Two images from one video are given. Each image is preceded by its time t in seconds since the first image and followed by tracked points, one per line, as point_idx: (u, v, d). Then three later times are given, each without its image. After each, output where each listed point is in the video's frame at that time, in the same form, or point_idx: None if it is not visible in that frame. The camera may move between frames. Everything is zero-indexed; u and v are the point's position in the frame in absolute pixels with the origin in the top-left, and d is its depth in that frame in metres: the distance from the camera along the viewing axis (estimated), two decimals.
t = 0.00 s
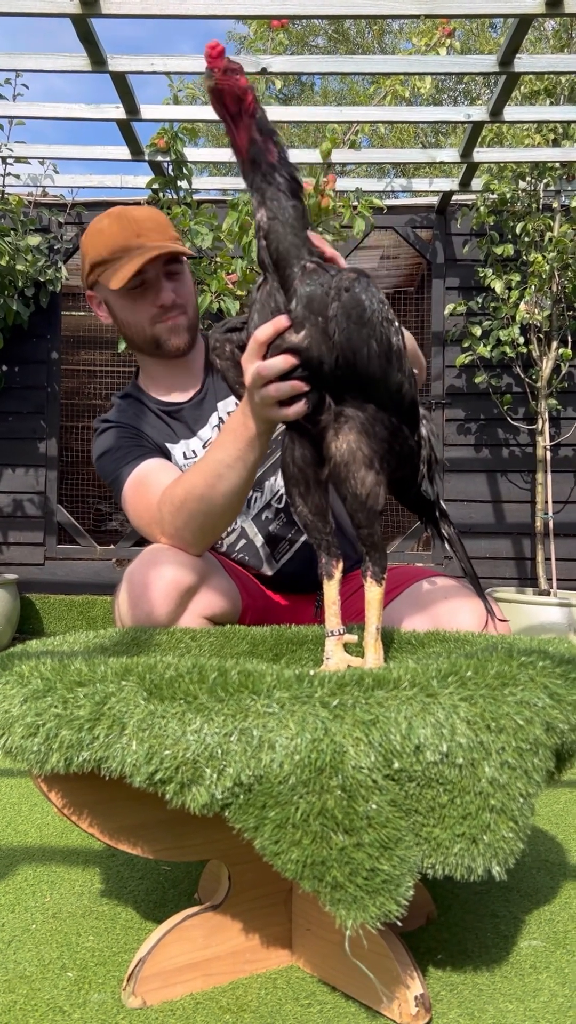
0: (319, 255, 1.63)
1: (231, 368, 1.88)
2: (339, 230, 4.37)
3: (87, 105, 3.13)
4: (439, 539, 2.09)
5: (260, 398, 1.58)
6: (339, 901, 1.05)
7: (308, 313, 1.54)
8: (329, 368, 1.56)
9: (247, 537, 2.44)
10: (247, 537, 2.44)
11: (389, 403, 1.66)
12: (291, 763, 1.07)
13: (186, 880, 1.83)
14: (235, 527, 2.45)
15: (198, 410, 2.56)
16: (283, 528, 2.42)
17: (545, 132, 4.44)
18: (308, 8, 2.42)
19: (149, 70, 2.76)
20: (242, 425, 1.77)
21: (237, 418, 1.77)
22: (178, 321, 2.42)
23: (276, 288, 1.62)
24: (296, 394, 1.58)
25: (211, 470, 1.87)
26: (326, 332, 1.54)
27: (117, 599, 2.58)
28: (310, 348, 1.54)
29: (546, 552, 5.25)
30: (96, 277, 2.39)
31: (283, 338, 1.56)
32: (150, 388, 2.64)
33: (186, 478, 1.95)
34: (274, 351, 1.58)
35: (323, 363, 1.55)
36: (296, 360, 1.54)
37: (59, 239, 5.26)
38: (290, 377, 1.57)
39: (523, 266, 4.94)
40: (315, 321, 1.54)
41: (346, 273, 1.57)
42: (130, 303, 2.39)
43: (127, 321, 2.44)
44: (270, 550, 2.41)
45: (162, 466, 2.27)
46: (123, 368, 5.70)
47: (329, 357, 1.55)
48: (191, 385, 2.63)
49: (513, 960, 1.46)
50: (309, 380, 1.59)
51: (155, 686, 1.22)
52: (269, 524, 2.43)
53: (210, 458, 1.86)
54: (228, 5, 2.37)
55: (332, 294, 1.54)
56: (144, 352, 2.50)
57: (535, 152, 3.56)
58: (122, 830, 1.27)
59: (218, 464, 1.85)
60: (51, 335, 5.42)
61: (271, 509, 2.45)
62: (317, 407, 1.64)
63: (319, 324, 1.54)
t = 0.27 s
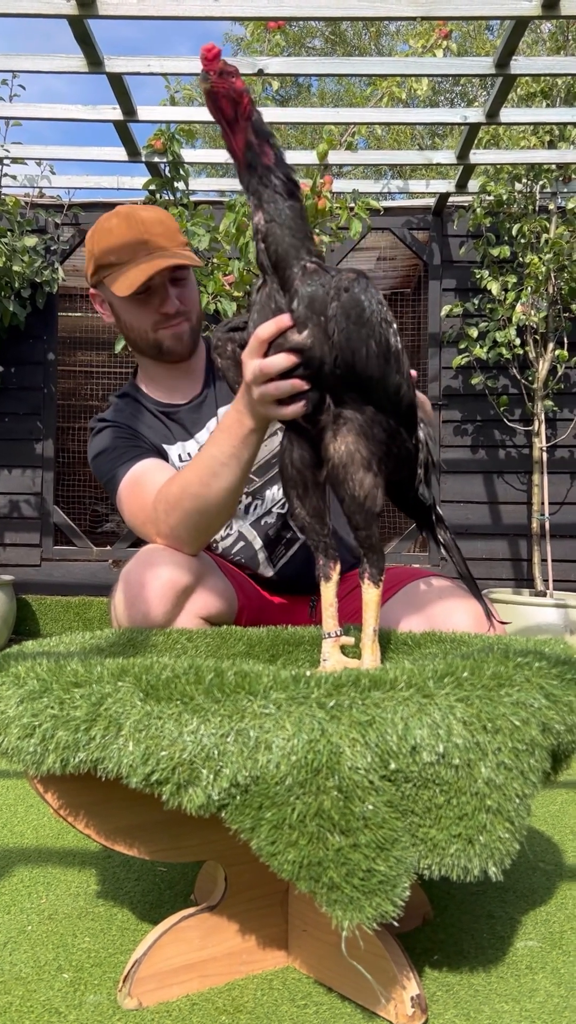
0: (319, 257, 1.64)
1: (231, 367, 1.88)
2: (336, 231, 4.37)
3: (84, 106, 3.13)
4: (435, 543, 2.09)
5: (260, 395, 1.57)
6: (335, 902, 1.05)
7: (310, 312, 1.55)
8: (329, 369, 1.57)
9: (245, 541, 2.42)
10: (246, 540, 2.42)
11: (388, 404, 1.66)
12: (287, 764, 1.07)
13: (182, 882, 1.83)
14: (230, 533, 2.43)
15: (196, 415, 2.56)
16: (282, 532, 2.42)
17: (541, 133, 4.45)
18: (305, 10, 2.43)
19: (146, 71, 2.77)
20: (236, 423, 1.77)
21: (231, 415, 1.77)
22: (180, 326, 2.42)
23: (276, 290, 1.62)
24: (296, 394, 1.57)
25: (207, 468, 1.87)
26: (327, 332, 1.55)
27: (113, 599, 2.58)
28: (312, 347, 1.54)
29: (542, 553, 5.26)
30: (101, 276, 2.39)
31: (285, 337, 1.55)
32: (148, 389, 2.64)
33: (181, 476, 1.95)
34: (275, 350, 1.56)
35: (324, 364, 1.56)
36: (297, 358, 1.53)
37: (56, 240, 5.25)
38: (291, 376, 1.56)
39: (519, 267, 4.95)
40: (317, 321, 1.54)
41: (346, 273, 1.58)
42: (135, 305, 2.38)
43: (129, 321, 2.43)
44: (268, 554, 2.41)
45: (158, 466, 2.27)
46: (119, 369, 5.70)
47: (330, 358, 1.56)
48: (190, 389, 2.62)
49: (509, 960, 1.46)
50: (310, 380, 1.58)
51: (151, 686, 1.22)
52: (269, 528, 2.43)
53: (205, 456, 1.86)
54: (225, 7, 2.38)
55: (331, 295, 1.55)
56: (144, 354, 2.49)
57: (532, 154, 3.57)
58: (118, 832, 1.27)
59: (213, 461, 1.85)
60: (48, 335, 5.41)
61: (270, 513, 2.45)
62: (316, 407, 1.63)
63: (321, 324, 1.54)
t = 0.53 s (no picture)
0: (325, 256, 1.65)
1: (235, 363, 1.89)
2: (332, 232, 4.38)
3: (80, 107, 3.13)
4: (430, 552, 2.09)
5: (260, 388, 1.55)
6: (329, 902, 1.05)
7: (315, 308, 1.57)
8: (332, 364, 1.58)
9: (244, 542, 2.42)
10: (244, 542, 2.42)
11: (385, 405, 1.65)
12: (282, 764, 1.07)
13: (178, 883, 1.83)
14: (230, 533, 2.43)
15: (195, 416, 2.56)
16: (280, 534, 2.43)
17: (537, 135, 4.47)
18: (301, 11, 2.43)
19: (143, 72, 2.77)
20: (234, 420, 1.77)
21: (229, 412, 1.77)
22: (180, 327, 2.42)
23: (281, 286, 1.63)
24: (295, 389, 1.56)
25: (205, 467, 1.87)
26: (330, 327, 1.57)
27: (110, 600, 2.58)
28: (315, 344, 1.56)
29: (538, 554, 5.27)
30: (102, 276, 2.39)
31: (289, 332, 1.57)
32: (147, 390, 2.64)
33: (178, 475, 1.95)
34: (279, 343, 1.57)
35: (327, 361, 1.58)
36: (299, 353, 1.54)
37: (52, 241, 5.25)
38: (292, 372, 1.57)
39: (515, 269, 4.96)
40: (321, 318, 1.56)
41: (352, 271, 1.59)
42: (136, 306, 2.39)
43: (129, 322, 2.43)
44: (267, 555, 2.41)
45: (156, 466, 2.27)
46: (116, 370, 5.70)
47: (333, 354, 1.57)
48: (189, 390, 2.62)
49: (504, 961, 1.46)
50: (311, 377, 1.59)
51: (146, 686, 1.22)
52: (268, 529, 2.43)
53: (203, 454, 1.86)
54: (221, 8, 2.38)
55: (335, 290, 1.56)
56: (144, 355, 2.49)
57: (528, 156, 3.58)
58: (113, 833, 1.27)
59: (211, 459, 1.85)
60: (44, 336, 5.41)
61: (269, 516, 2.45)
62: (315, 405, 1.63)
63: (324, 319, 1.57)
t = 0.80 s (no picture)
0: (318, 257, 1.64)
1: (233, 347, 1.88)
2: (328, 234, 4.38)
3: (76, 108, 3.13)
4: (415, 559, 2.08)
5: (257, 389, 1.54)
6: (324, 903, 1.06)
7: (310, 307, 1.57)
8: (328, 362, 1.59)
9: (240, 542, 2.42)
10: (241, 542, 2.42)
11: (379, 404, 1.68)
12: (276, 764, 1.08)
13: (172, 883, 1.82)
14: (227, 533, 2.44)
15: (192, 415, 2.55)
16: (277, 534, 2.45)
17: (533, 138, 4.48)
18: (297, 13, 2.43)
19: (139, 73, 2.77)
20: (234, 422, 1.77)
21: (229, 413, 1.77)
22: (171, 313, 2.43)
23: (274, 286, 1.62)
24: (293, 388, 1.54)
25: (204, 468, 1.86)
26: (325, 326, 1.57)
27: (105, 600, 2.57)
28: (311, 341, 1.57)
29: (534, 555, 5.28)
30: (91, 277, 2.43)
31: (284, 331, 1.56)
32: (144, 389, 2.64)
33: (177, 475, 1.95)
34: (274, 343, 1.57)
35: (323, 359, 1.58)
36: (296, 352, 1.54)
37: (48, 242, 5.25)
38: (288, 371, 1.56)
39: (511, 271, 4.97)
40: (316, 315, 1.57)
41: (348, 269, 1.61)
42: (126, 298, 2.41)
43: (121, 318, 2.45)
44: (263, 555, 2.42)
45: (153, 466, 2.27)
46: (111, 371, 5.70)
47: (328, 353, 1.58)
48: (187, 390, 2.62)
49: (499, 961, 1.46)
50: (307, 376, 1.59)
51: (141, 686, 1.22)
52: (266, 530, 2.44)
53: (203, 455, 1.86)
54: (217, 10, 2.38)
55: (332, 288, 1.57)
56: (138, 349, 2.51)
57: (523, 158, 3.59)
58: (108, 833, 1.26)
59: (211, 459, 1.85)
60: (40, 337, 5.40)
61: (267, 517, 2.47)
62: (309, 405, 1.63)
63: (320, 318, 1.57)
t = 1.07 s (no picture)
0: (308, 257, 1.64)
1: (226, 339, 1.87)
2: (325, 235, 4.39)
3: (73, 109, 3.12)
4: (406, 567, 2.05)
5: (249, 393, 1.58)
6: (321, 904, 1.06)
7: (297, 308, 1.57)
8: (317, 363, 1.59)
9: (238, 543, 2.42)
10: (238, 543, 2.42)
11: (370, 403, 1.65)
12: (274, 765, 1.07)
13: (169, 885, 1.82)
14: (224, 533, 2.43)
15: (188, 415, 2.55)
16: (275, 535, 2.45)
17: (530, 139, 4.48)
18: (294, 15, 2.43)
19: (136, 74, 2.76)
20: (234, 424, 1.77)
21: (230, 416, 1.77)
22: (152, 304, 2.45)
23: (262, 286, 1.62)
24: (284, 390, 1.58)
25: (204, 470, 1.86)
26: (314, 327, 1.57)
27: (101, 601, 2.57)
28: (298, 344, 1.57)
29: (530, 557, 5.28)
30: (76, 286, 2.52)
31: (271, 334, 1.58)
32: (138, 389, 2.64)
33: (177, 477, 1.95)
34: (262, 346, 1.59)
35: (312, 361, 1.59)
36: (284, 354, 1.56)
37: (45, 243, 5.24)
38: (278, 373, 1.58)
39: (508, 272, 4.97)
40: (303, 317, 1.57)
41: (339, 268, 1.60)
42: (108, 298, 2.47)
43: (108, 319, 2.51)
44: (260, 557, 2.42)
45: (152, 466, 2.27)
46: (108, 372, 5.69)
47: (318, 353, 1.59)
48: (183, 390, 2.62)
49: (496, 962, 1.46)
50: (297, 377, 1.60)
51: (139, 687, 1.22)
52: (263, 532, 2.44)
53: (202, 457, 1.86)
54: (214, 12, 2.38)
55: (323, 286, 1.58)
56: (127, 347, 2.54)
57: (520, 160, 3.59)
58: (105, 835, 1.26)
59: (210, 462, 1.85)
60: (36, 338, 5.40)
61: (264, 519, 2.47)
62: (301, 405, 1.63)
63: (307, 320, 1.57)
